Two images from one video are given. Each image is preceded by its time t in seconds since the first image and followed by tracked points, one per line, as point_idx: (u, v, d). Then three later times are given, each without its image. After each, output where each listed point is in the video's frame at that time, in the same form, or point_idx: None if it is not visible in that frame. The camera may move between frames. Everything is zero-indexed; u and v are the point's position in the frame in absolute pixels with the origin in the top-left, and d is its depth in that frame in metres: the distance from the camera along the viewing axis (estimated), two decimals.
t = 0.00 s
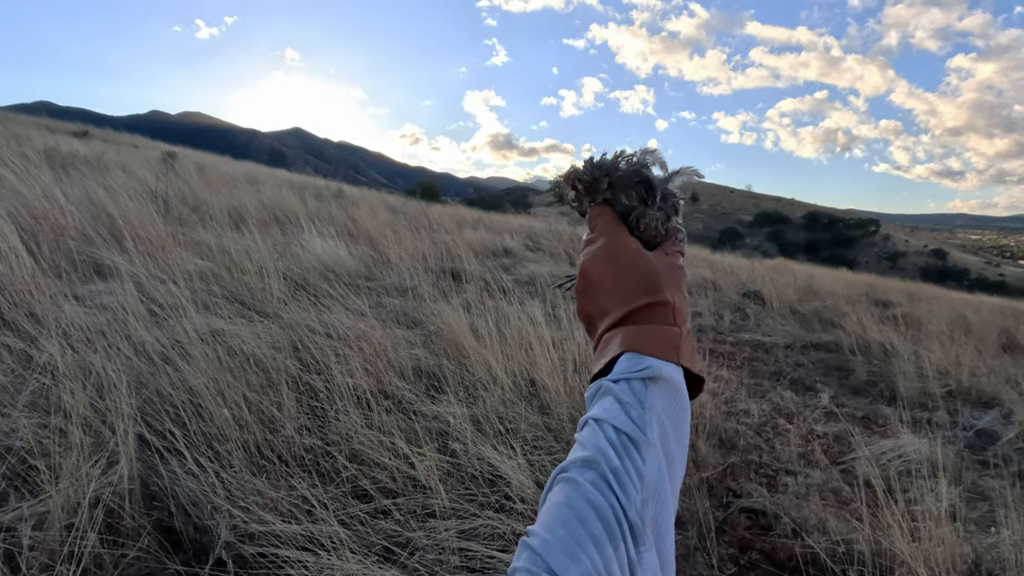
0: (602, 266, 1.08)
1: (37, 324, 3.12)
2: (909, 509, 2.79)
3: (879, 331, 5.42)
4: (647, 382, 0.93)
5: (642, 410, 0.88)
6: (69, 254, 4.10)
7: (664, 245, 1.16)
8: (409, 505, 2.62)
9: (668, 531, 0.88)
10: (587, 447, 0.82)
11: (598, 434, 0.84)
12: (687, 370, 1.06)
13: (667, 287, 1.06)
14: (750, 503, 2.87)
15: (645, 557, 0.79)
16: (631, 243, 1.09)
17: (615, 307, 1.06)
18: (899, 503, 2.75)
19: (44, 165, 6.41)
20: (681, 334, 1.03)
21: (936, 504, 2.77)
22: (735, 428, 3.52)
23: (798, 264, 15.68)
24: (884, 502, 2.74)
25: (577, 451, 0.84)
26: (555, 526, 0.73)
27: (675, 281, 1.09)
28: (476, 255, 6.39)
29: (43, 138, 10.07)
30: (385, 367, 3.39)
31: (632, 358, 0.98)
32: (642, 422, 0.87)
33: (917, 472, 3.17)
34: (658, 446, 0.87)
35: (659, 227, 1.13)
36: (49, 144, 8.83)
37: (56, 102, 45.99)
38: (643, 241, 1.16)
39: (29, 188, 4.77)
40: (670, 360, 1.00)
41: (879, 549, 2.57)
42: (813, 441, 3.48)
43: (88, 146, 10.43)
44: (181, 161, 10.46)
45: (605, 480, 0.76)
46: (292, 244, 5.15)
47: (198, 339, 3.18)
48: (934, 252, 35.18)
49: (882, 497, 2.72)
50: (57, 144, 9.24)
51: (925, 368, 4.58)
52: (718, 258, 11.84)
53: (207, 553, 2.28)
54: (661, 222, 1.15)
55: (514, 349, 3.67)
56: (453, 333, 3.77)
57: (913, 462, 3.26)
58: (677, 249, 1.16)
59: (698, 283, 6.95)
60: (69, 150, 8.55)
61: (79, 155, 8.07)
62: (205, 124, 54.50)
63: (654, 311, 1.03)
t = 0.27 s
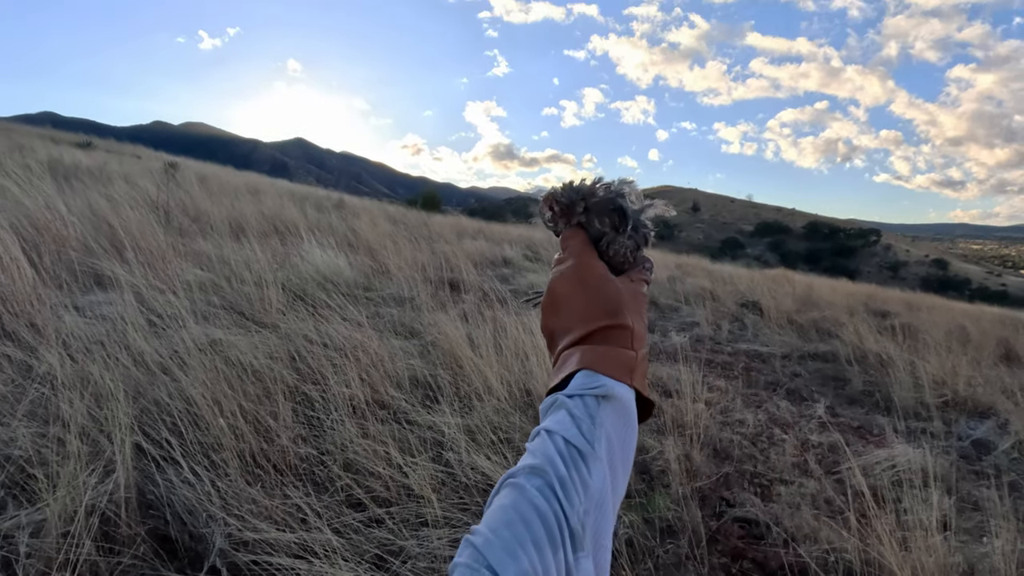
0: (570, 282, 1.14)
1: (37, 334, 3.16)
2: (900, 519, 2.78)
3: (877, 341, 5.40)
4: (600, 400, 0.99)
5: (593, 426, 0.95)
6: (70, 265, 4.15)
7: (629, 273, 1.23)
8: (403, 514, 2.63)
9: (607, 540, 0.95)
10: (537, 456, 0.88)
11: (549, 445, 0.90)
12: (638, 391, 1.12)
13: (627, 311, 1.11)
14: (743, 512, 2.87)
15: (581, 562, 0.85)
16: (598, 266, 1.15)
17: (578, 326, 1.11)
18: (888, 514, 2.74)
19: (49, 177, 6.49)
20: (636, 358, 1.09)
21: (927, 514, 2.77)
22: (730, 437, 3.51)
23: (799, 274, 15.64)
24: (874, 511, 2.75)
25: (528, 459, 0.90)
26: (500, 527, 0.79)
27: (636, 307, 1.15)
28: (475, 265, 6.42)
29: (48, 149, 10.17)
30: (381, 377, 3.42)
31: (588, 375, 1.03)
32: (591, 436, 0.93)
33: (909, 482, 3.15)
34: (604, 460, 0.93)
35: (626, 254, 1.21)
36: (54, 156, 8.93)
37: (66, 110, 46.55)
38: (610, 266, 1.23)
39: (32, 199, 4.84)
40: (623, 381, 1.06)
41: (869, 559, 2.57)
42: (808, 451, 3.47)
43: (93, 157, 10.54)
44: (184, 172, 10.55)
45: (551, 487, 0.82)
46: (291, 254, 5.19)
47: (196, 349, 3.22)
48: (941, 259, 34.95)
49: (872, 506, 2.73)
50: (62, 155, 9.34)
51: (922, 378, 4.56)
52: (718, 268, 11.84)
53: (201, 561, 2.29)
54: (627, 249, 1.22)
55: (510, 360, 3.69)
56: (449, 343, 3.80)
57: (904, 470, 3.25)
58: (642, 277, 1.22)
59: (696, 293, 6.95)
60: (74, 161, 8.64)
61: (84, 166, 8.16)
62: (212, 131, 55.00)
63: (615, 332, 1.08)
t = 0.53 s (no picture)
0: (563, 291, 1.15)
1: (37, 341, 3.20)
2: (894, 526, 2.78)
3: (876, 349, 5.38)
4: (592, 406, 0.99)
5: (584, 430, 0.95)
6: (71, 273, 4.19)
7: (621, 281, 1.24)
8: (398, 520, 2.63)
9: (595, 541, 0.95)
10: (528, 457, 0.89)
11: (540, 448, 0.90)
12: (630, 399, 1.12)
13: (619, 320, 1.12)
14: (738, 520, 2.88)
15: (570, 562, 0.86)
16: (590, 275, 1.16)
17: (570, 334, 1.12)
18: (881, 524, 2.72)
19: (52, 186, 6.56)
20: (628, 365, 1.09)
21: (922, 522, 2.76)
22: (727, 445, 3.50)
23: (801, 283, 15.60)
24: (868, 519, 2.75)
25: (519, 460, 0.90)
26: (490, 524, 0.80)
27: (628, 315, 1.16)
28: (474, 273, 6.44)
29: (52, 159, 10.28)
30: (378, 385, 3.43)
31: (581, 382, 1.03)
32: (583, 441, 0.93)
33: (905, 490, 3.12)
34: (595, 464, 0.93)
35: (618, 262, 1.22)
36: (59, 165, 9.02)
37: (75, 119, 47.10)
38: (602, 274, 1.24)
39: (35, 208, 4.89)
40: (615, 388, 1.05)
41: (863, 567, 2.56)
42: (805, 459, 3.46)
43: (97, 167, 10.65)
44: (187, 181, 10.64)
45: (541, 489, 0.83)
46: (291, 262, 5.23)
47: (194, 357, 3.24)
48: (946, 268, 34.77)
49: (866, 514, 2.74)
50: (66, 165, 9.43)
51: (920, 385, 4.53)
52: (719, 276, 11.82)
53: (196, 566, 2.30)
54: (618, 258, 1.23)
55: (507, 367, 3.70)
56: (446, 351, 3.81)
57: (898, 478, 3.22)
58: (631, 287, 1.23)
59: (696, 302, 6.94)
60: (77, 170, 8.73)
61: (87, 176, 8.24)
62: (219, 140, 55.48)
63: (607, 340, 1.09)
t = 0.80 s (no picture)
0: (552, 314, 1.15)
1: (37, 348, 3.21)
2: (893, 533, 2.76)
3: (876, 356, 5.35)
4: (586, 424, 0.99)
5: (579, 447, 0.95)
6: (72, 279, 4.21)
7: (604, 306, 1.27)
8: (395, 527, 2.63)
9: (590, 558, 0.95)
10: (524, 472, 0.89)
11: (536, 463, 0.90)
12: (620, 420, 1.13)
13: (608, 342, 1.13)
14: (738, 527, 2.87)
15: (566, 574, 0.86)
16: (578, 299, 1.17)
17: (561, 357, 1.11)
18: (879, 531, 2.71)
19: (55, 194, 6.60)
20: (619, 387, 1.10)
21: (921, 529, 2.74)
22: (727, 452, 3.48)
23: (803, 291, 15.54)
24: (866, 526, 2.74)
25: (514, 475, 0.91)
26: (488, 536, 0.80)
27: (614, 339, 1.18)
28: (475, 280, 6.44)
29: (55, 166, 10.35)
30: (377, 391, 3.43)
31: (574, 403, 1.03)
32: (578, 457, 0.93)
33: (905, 497, 3.10)
34: (589, 481, 0.94)
35: (603, 288, 1.25)
36: (62, 173, 9.08)
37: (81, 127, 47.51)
38: (586, 299, 1.26)
39: (37, 215, 4.92)
40: (606, 409, 1.06)
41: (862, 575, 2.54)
42: (805, 466, 3.44)
43: (100, 174, 10.71)
44: (190, 188, 10.70)
45: (538, 502, 0.83)
46: (292, 269, 5.24)
47: (194, 363, 3.25)
48: (951, 275, 34.62)
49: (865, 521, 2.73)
50: (70, 172, 9.49)
51: (920, 393, 4.51)
52: (720, 283, 11.80)
53: (193, 572, 2.30)
54: (603, 285, 1.26)
55: (506, 374, 3.69)
56: (445, 358, 3.82)
57: (898, 484, 3.20)
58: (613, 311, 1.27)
59: (696, 309, 6.93)
60: (80, 178, 8.79)
61: (90, 183, 8.30)
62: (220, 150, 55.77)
63: (598, 362, 1.10)
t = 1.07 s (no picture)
0: (545, 318, 1.16)
1: (40, 354, 3.22)
2: (896, 541, 2.75)
3: (879, 363, 5.34)
4: (582, 428, 0.99)
5: (575, 452, 0.95)
6: (75, 285, 4.23)
7: (597, 309, 1.27)
8: (396, 533, 2.62)
9: (589, 564, 0.95)
10: (520, 478, 0.89)
11: (532, 469, 0.90)
12: (616, 423, 1.12)
13: (601, 345, 1.14)
14: (740, 535, 2.86)
15: None
16: (571, 303, 1.18)
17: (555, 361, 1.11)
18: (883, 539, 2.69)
19: (59, 200, 6.63)
20: (614, 390, 1.10)
21: (924, 537, 2.72)
22: (729, 459, 3.47)
23: (805, 297, 15.50)
24: (870, 534, 2.72)
25: (510, 481, 0.90)
26: (483, 543, 0.80)
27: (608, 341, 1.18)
28: (476, 286, 6.45)
29: (59, 173, 10.40)
30: (379, 398, 3.43)
31: (570, 407, 1.03)
32: (575, 462, 0.93)
33: (908, 504, 3.09)
34: (587, 486, 0.93)
35: (596, 291, 1.25)
36: (66, 179, 9.12)
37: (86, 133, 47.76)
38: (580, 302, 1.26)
39: (41, 221, 4.95)
40: (602, 412, 1.06)
41: None
42: (808, 473, 3.43)
43: (104, 181, 10.75)
44: (193, 194, 10.73)
45: (533, 508, 0.83)
46: (294, 275, 5.25)
47: (196, 369, 3.25)
48: (953, 281, 34.56)
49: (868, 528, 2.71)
50: (73, 178, 9.53)
51: (923, 400, 4.49)
52: (722, 290, 11.79)
53: None
54: (596, 288, 1.26)
55: (508, 380, 3.69)
56: (447, 364, 3.82)
57: (901, 491, 3.18)
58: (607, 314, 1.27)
59: (698, 315, 6.92)
60: (83, 184, 8.82)
61: (94, 190, 8.33)
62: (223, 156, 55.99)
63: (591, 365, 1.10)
